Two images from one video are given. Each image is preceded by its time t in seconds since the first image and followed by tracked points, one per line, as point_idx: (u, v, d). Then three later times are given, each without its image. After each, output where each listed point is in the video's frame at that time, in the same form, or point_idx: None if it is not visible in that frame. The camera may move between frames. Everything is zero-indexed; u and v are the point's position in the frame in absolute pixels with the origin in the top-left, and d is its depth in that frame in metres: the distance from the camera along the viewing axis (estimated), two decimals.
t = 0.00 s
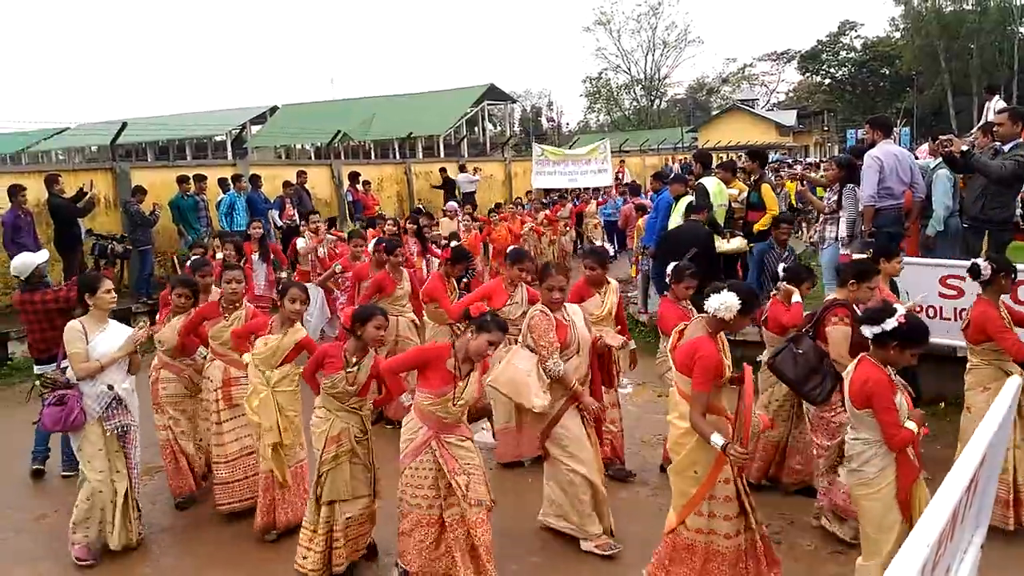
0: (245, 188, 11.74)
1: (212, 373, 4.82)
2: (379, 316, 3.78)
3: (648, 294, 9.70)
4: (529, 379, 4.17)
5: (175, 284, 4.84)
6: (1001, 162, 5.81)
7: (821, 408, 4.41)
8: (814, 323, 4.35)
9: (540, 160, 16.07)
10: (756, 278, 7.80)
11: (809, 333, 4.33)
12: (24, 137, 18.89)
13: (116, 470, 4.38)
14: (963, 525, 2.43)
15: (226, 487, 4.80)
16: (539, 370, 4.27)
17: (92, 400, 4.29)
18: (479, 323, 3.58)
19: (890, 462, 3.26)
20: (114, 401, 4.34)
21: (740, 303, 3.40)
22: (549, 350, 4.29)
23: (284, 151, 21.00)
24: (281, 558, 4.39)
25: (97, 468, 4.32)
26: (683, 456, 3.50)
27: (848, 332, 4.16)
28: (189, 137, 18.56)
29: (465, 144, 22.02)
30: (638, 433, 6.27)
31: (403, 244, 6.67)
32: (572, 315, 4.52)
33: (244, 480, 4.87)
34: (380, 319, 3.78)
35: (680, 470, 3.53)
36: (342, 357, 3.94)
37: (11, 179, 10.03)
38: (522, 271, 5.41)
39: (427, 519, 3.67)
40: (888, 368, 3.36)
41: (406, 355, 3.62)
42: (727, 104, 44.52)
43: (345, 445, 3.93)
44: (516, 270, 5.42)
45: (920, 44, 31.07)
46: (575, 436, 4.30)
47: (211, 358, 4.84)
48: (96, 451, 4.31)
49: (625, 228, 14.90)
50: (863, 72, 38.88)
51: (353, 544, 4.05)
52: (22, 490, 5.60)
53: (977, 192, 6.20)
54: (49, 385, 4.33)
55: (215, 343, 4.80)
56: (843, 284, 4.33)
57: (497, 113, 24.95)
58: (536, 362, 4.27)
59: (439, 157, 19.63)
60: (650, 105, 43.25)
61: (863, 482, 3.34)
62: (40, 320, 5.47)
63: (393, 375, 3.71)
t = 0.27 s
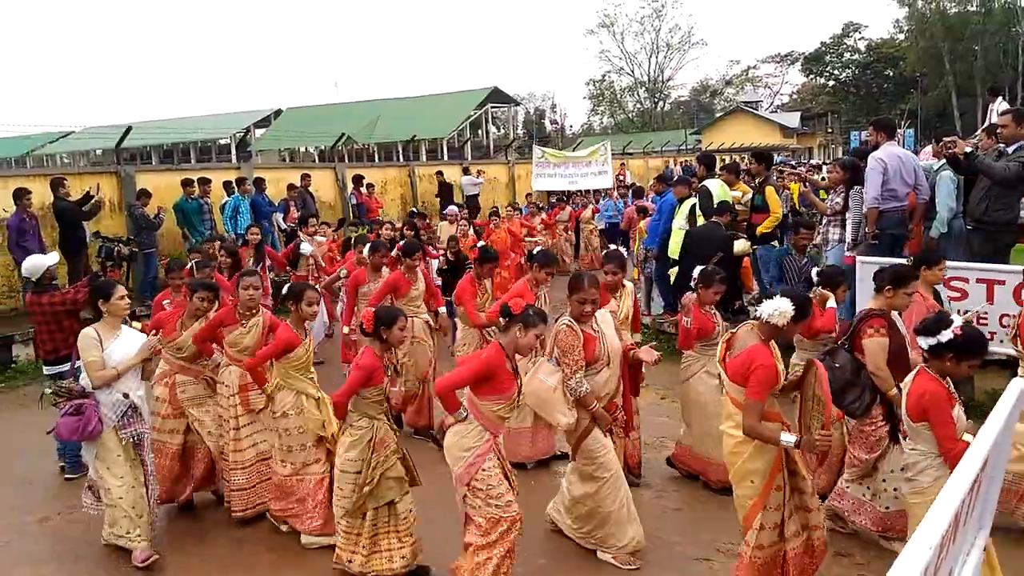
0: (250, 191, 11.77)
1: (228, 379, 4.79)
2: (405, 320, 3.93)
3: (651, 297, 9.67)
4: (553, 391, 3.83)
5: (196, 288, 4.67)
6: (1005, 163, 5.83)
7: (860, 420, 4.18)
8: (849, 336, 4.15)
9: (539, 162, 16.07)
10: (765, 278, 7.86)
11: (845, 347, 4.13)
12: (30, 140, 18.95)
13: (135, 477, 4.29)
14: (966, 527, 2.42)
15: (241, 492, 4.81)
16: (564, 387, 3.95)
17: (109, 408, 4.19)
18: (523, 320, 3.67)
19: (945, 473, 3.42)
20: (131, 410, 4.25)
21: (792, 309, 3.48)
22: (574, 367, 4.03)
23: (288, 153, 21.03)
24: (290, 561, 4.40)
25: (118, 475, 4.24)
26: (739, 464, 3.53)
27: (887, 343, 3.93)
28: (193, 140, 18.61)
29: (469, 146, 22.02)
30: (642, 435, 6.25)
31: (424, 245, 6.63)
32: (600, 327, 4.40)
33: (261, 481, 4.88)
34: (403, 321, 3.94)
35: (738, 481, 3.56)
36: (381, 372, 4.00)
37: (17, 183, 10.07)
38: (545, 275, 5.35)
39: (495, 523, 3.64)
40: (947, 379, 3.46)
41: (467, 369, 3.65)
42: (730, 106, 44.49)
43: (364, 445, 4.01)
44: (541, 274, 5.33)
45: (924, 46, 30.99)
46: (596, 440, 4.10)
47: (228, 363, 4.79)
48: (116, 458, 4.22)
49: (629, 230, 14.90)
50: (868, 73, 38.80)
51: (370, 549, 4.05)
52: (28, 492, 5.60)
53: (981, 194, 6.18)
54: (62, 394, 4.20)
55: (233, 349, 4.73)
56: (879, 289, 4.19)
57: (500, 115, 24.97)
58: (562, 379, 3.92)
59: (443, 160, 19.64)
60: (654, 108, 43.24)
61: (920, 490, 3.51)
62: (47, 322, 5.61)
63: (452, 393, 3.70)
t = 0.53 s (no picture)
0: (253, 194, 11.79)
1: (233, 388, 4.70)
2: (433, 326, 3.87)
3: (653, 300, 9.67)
4: (583, 397, 3.79)
5: (213, 287, 4.65)
6: (1008, 166, 5.84)
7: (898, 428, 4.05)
8: (890, 342, 4.01)
9: (538, 167, 15.97)
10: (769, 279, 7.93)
11: (884, 353, 4.00)
12: (33, 143, 18.98)
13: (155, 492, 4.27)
14: (969, 530, 2.42)
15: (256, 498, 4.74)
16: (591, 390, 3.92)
17: (128, 421, 4.19)
18: (568, 330, 3.51)
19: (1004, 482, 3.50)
20: (151, 419, 4.26)
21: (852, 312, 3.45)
22: (602, 370, 3.92)
23: (291, 156, 21.07)
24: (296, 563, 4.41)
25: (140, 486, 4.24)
26: (793, 474, 3.56)
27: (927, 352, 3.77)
28: (197, 143, 18.64)
29: (471, 149, 22.05)
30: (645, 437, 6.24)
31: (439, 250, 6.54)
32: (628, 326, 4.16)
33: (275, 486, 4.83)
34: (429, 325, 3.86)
35: (791, 489, 3.60)
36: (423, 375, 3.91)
37: (21, 186, 10.09)
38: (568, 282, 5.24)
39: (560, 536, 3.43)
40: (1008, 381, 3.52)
41: (542, 388, 3.35)
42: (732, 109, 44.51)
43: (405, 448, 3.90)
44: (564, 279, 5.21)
45: (927, 49, 31.00)
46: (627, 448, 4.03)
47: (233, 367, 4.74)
48: (139, 469, 4.22)
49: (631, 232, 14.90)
50: (870, 76, 38.81)
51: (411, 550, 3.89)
52: (31, 495, 5.61)
53: (984, 197, 6.17)
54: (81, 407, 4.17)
55: (241, 352, 4.71)
56: (923, 294, 4.08)
57: (503, 118, 25.01)
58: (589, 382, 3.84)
59: (445, 163, 19.67)
60: (656, 110, 43.25)
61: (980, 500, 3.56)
62: (55, 324, 5.59)
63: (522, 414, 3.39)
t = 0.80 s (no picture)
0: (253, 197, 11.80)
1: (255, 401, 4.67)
2: (455, 333, 3.88)
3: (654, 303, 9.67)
4: (619, 410, 3.70)
5: (219, 291, 4.56)
6: (1008, 167, 5.84)
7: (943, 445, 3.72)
8: (945, 358, 3.63)
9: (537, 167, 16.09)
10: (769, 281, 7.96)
11: (940, 370, 3.62)
12: (34, 146, 19.01)
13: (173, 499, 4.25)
14: (970, 534, 2.43)
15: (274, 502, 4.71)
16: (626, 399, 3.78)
17: (151, 421, 4.16)
18: (622, 335, 3.45)
19: None
20: (174, 419, 4.22)
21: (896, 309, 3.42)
22: (637, 380, 3.83)
23: (291, 159, 21.09)
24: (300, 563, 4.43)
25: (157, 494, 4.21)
26: (835, 474, 3.54)
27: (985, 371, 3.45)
28: (197, 146, 18.66)
29: (471, 150, 22.05)
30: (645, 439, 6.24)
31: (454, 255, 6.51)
32: (661, 336, 4.02)
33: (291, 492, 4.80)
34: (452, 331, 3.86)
35: (836, 490, 3.56)
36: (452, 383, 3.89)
37: (22, 189, 10.10)
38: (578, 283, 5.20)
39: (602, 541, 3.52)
40: None
41: (599, 400, 3.38)
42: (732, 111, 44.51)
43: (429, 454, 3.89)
44: (572, 282, 5.21)
45: (927, 50, 30.98)
46: (663, 459, 3.93)
47: (249, 376, 4.72)
48: (153, 476, 4.19)
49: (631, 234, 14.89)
50: (870, 78, 38.81)
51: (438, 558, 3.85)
52: (33, 498, 5.61)
53: (985, 198, 6.18)
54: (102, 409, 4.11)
55: (256, 360, 4.71)
56: (980, 310, 3.67)
57: (503, 120, 25.01)
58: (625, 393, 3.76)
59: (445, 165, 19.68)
60: (656, 112, 43.27)
61: None
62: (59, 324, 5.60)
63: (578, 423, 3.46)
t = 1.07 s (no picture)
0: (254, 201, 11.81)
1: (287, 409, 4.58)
2: (481, 335, 3.82)
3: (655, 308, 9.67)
4: (677, 418, 3.67)
5: (229, 298, 4.60)
6: (1008, 171, 5.83)
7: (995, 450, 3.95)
8: (996, 359, 3.87)
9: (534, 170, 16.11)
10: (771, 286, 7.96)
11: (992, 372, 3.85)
12: (36, 152, 19.04)
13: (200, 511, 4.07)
14: (971, 536, 2.44)
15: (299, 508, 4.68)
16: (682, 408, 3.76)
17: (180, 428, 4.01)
18: (667, 338, 3.49)
19: None
20: (202, 427, 4.04)
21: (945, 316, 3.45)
22: (692, 386, 3.81)
23: (292, 164, 21.11)
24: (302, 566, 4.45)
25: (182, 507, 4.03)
26: (885, 484, 3.57)
27: None
28: (198, 151, 18.69)
29: (472, 155, 22.07)
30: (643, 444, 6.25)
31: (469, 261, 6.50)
32: (714, 342, 3.99)
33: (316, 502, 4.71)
34: (480, 339, 3.82)
35: (879, 498, 3.60)
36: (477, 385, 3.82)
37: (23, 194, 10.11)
38: (589, 283, 5.24)
39: (638, 551, 3.44)
40: None
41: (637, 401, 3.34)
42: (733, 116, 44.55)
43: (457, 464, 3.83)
44: (584, 285, 5.22)
45: (927, 54, 31.05)
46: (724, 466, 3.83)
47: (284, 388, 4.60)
48: (179, 485, 4.02)
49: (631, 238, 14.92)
50: (870, 82, 38.89)
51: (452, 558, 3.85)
52: (34, 502, 5.61)
53: (985, 201, 6.18)
54: (134, 423, 3.96)
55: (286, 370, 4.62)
56: None
57: (503, 125, 25.04)
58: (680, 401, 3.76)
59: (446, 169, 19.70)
60: (657, 117, 43.30)
61: None
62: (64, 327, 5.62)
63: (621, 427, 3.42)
